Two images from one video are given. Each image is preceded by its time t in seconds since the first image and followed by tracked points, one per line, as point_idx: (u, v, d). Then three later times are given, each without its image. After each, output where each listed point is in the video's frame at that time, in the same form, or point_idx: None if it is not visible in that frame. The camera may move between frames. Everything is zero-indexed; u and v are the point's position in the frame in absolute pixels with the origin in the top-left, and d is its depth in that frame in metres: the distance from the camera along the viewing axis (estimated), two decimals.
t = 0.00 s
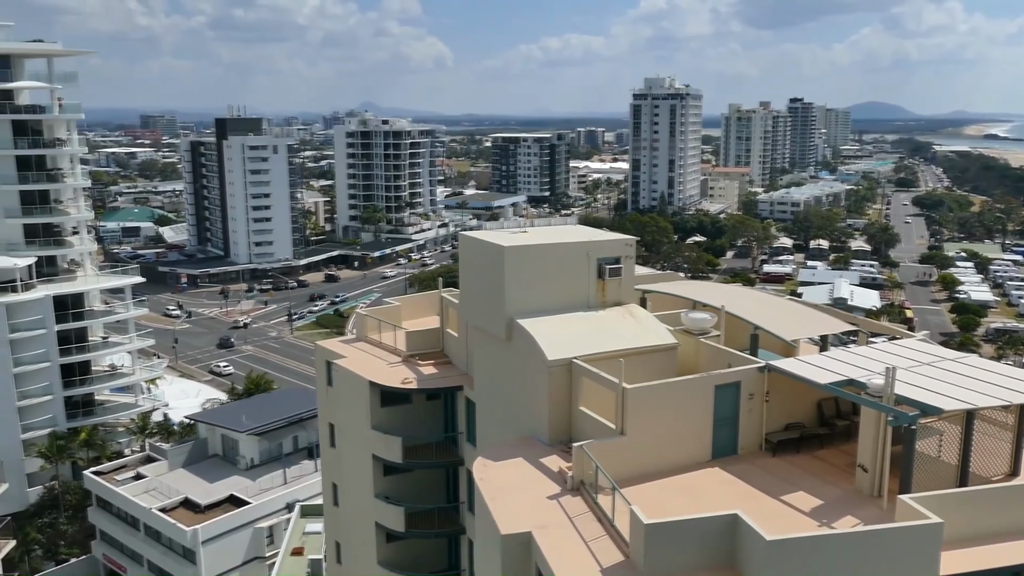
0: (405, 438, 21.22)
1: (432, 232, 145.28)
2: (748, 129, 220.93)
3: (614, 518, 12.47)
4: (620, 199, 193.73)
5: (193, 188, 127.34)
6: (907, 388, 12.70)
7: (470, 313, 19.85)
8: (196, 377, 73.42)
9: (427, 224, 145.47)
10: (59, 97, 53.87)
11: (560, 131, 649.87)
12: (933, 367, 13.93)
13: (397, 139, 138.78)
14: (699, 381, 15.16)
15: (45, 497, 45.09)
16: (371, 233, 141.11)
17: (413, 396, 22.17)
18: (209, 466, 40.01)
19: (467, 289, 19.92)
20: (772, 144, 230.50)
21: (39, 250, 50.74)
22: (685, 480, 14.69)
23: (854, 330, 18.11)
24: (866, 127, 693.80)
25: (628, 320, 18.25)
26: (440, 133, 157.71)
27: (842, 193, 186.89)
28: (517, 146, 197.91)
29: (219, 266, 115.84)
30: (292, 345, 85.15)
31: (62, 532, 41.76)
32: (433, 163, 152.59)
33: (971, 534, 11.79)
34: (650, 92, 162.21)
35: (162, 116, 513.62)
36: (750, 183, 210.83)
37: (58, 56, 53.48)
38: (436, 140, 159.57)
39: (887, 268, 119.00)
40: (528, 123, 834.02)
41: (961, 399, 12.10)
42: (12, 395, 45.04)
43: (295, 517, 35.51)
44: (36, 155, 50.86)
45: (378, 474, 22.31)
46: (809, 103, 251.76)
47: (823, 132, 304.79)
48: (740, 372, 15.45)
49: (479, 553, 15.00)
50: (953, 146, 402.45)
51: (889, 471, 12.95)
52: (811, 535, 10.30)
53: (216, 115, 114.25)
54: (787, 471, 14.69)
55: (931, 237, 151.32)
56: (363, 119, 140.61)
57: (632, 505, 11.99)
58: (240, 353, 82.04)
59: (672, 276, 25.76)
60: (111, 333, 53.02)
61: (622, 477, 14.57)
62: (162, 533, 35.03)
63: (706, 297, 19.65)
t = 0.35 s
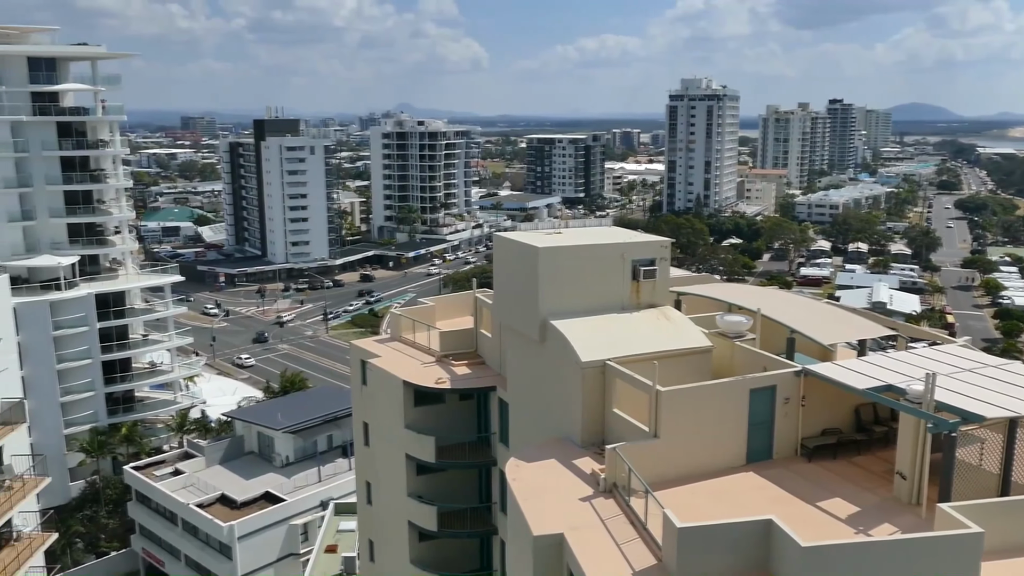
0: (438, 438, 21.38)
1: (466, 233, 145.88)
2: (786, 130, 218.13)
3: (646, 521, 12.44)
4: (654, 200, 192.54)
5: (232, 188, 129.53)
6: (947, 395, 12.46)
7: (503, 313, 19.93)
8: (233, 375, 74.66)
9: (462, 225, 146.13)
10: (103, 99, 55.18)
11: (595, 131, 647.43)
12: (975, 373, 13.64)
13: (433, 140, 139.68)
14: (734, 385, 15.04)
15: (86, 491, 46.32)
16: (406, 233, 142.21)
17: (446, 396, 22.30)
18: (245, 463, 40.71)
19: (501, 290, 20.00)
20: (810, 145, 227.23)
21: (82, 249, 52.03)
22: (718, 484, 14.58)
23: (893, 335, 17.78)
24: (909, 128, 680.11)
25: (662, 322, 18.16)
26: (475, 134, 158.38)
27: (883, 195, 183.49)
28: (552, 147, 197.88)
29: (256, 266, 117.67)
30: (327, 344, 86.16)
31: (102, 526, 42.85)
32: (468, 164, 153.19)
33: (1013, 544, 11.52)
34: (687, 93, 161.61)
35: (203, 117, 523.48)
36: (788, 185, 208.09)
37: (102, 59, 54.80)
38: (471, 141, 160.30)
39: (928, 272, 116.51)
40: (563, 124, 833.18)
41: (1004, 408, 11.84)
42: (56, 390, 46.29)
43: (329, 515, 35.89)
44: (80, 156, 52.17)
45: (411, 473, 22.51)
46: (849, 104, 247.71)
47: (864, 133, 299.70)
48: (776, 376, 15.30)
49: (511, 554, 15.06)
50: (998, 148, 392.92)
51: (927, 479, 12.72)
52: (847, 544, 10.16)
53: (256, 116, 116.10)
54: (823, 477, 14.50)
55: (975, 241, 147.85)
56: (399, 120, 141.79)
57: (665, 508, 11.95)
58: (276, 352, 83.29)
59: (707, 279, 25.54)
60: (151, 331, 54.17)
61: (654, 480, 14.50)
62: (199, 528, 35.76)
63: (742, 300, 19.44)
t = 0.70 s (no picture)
0: (468, 436, 21.51)
1: (497, 231, 146.15)
2: (822, 129, 214.95)
3: (676, 521, 12.42)
4: (687, 199, 191.06)
5: (266, 186, 131.22)
6: (985, 398, 12.23)
7: (535, 312, 19.96)
8: (266, 371, 75.68)
9: (493, 223, 146.42)
10: (141, 98, 56.27)
11: (628, 130, 644.05)
12: (1014, 376, 13.38)
13: (464, 139, 140.15)
14: (766, 386, 14.91)
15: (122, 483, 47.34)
16: (437, 231, 142.95)
17: (476, 394, 22.40)
18: (278, 458, 41.29)
19: (532, 289, 20.05)
20: (847, 144, 223.71)
21: (120, 245, 53.25)
22: (750, 486, 14.48)
23: (930, 337, 17.48)
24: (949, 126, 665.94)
25: (694, 322, 18.07)
26: (507, 133, 158.60)
27: (921, 195, 180.02)
28: (584, 146, 197.39)
29: (290, 263, 119.11)
30: (358, 341, 86.99)
31: (137, 517, 43.76)
32: (499, 162, 153.38)
33: None
34: (720, 92, 159.85)
35: (239, 116, 530.90)
36: (823, 184, 205.12)
37: (140, 59, 55.90)
38: (503, 140, 160.54)
39: (966, 274, 114.05)
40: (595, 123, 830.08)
41: None
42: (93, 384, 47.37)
43: (359, 510, 36.28)
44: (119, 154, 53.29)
45: (441, 470, 22.66)
46: (887, 102, 243.33)
47: (902, 132, 294.21)
48: (809, 377, 15.15)
49: (540, 552, 15.10)
50: None
51: (964, 484, 12.50)
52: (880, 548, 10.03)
53: (290, 115, 117.50)
54: (857, 479, 14.33)
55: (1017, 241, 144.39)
56: (431, 119, 142.47)
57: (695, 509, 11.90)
58: (308, 348, 84.26)
59: (740, 278, 25.30)
60: (186, 327, 55.14)
61: (685, 480, 14.44)
62: (232, 522, 36.33)
63: (775, 301, 19.27)
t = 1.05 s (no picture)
0: (507, 435, 21.62)
1: (537, 231, 146.18)
2: (867, 129, 210.63)
3: (716, 524, 12.36)
4: (728, 200, 188.79)
5: (308, 185, 133.06)
6: None
7: (574, 312, 19.99)
8: (307, 368, 76.77)
9: (532, 223, 146.52)
10: (188, 98, 57.57)
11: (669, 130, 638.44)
12: None
13: (505, 139, 140.45)
14: (807, 388, 14.75)
15: (167, 476, 48.38)
16: (477, 231, 143.49)
17: (514, 393, 22.50)
18: (318, 454, 41.93)
19: (571, 289, 20.08)
20: (894, 144, 218.92)
21: (166, 243, 54.64)
22: (791, 490, 14.33)
23: (979, 341, 17.07)
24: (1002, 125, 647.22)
25: (735, 324, 17.91)
26: (546, 133, 158.61)
27: (971, 196, 175.32)
28: (624, 146, 196.32)
29: (331, 261, 120.65)
30: (398, 340, 87.75)
31: (182, 510, 44.70)
32: (539, 162, 153.32)
33: None
34: (764, 91, 157.81)
35: (282, 117, 539.49)
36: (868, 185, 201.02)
37: (187, 60, 57.23)
38: (543, 139, 160.65)
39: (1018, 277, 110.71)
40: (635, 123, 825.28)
41: None
42: (140, 379, 48.58)
43: (398, 508, 36.66)
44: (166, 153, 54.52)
45: (479, 469, 22.82)
46: (936, 100, 237.49)
47: (951, 132, 286.98)
48: (853, 381, 14.91)
49: (577, 553, 15.13)
50: None
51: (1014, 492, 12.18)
52: (924, 557, 9.84)
53: (332, 115, 119.09)
54: (901, 486, 14.08)
55: None
56: (472, 120, 143.12)
57: (734, 513, 11.82)
58: (349, 346, 85.34)
59: (782, 280, 24.96)
60: (230, 324, 56.21)
61: (724, 484, 14.33)
62: (273, 516, 37.00)
63: (818, 303, 19.00)
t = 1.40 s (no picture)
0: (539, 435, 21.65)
1: (570, 230, 145.86)
2: (908, 127, 206.46)
3: (750, 526, 12.27)
4: (764, 199, 186.44)
5: (343, 184, 134.45)
6: None
7: (607, 311, 19.96)
8: (341, 366, 77.59)
9: (566, 222, 146.23)
10: (226, 98, 58.58)
11: (705, 128, 632.20)
12: None
13: (539, 138, 140.33)
14: (844, 390, 14.56)
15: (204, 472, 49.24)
16: (511, 230, 143.60)
17: (547, 392, 22.53)
18: (352, 452, 42.37)
19: (604, 289, 20.08)
20: (935, 141, 214.32)
21: (205, 241, 55.74)
22: (827, 492, 14.15)
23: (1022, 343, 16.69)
24: None
25: (770, 324, 17.75)
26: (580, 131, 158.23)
27: (1017, 195, 170.87)
28: (659, 145, 195.03)
29: (366, 260, 121.73)
30: (431, 338, 88.22)
31: (218, 506, 45.46)
32: (573, 161, 153.02)
33: None
34: (801, 89, 155.87)
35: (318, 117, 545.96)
36: (909, 184, 197.08)
37: (226, 61, 58.19)
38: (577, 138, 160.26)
39: None
40: (670, 122, 819.58)
41: None
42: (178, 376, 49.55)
43: (430, 506, 36.90)
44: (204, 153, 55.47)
45: (511, 468, 22.90)
46: (979, 97, 232.02)
47: (995, 129, 280.27)
48: (891, 383, 14.68)
49: (610, 553, 15.11)
50: None
51: None
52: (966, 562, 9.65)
53: (367, 115, 120.22)
54: (940, 490, 13.82)
55: None
56: (506, 119, 143.45)
57: (769, 514, 11.73)
58: (383, 344, 86.06)
59: (819, 280, 24.61)
60: (266, 322, 57.03)
61: (758, 486, 14.21)
62: (307, 512, 37.50)
63: (855, 303, 18.74)
